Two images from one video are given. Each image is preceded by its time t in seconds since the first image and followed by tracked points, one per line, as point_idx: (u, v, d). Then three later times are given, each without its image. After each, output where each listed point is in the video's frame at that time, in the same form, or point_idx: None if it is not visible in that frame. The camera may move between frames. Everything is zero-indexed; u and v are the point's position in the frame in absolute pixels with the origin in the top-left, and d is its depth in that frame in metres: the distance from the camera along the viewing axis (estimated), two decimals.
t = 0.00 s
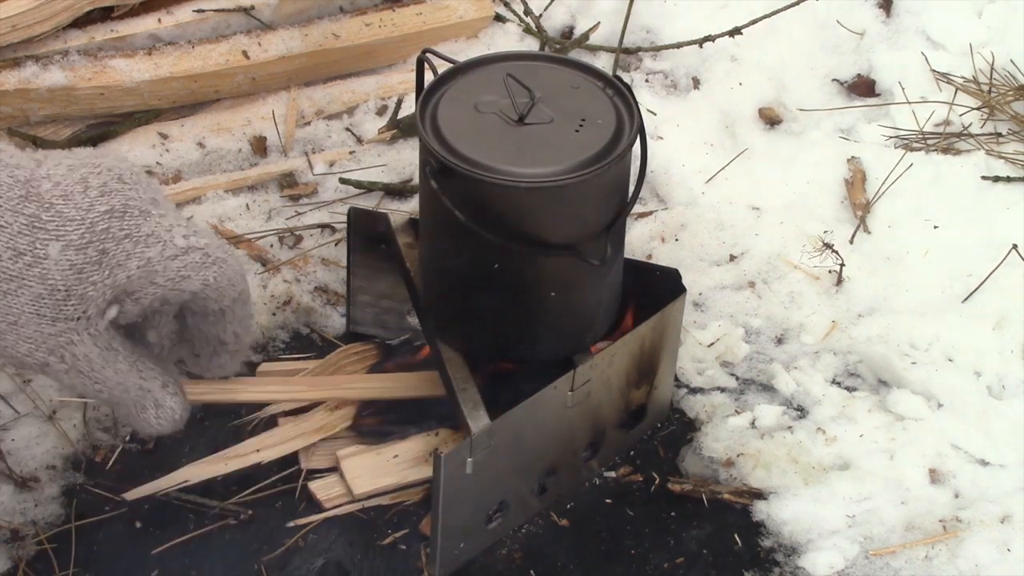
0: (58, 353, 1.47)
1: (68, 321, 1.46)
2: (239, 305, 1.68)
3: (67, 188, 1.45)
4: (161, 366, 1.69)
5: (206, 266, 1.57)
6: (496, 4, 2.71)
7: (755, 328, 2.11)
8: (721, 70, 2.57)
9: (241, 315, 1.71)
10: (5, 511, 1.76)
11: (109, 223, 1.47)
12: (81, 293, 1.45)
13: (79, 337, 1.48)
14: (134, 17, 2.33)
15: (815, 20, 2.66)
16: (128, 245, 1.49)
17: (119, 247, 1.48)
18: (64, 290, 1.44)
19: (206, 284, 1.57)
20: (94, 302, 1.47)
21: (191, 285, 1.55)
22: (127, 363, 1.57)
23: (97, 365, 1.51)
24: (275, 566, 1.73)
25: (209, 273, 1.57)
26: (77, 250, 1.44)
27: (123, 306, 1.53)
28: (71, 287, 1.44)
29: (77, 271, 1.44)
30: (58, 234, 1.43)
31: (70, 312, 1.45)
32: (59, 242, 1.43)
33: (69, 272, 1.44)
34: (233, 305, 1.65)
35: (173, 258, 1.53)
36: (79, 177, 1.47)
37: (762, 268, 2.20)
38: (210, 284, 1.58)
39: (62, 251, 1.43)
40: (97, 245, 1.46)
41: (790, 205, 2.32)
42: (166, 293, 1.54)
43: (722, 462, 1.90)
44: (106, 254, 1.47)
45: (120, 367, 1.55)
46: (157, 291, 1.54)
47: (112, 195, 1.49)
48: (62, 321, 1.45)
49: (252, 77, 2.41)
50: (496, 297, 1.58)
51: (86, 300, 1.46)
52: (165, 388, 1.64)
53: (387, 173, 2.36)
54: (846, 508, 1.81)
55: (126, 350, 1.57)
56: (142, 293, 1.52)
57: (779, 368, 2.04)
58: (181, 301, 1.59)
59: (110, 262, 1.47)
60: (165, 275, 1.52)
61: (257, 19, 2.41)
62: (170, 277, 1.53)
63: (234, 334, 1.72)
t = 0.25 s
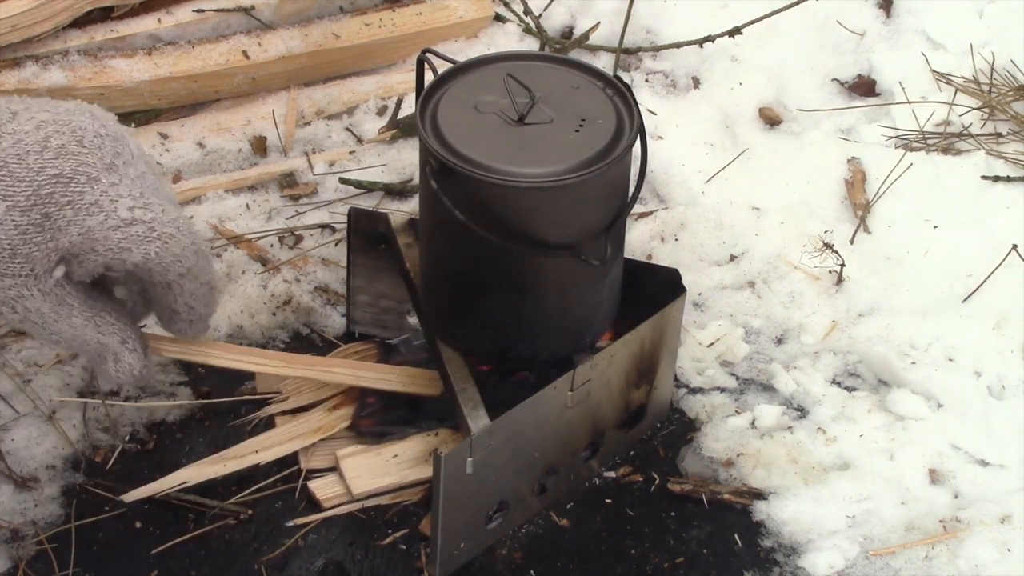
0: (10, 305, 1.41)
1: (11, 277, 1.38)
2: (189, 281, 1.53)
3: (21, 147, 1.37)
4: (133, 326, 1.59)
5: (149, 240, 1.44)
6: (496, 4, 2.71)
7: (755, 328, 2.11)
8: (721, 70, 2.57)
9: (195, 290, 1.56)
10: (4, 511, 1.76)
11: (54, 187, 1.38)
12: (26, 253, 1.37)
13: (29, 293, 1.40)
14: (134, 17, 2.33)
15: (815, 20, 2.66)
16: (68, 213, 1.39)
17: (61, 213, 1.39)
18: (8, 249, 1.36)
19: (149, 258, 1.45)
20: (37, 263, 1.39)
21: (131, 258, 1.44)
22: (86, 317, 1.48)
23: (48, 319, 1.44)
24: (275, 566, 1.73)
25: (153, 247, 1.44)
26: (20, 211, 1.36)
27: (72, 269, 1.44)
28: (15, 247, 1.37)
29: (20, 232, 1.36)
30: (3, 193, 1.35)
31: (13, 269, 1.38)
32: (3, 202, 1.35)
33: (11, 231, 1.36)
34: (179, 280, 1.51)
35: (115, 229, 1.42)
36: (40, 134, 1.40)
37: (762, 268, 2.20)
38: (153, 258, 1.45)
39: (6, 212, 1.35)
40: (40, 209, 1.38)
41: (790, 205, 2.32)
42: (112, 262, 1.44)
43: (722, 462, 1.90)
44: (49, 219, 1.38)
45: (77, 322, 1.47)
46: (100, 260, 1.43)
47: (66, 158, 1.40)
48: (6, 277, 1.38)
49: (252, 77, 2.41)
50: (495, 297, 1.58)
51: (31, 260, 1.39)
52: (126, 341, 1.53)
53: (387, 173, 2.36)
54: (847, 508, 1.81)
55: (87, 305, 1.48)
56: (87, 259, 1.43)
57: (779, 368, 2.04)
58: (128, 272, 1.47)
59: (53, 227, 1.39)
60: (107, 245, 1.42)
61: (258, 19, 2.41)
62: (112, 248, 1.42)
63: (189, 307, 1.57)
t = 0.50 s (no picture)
0: (19, 308, 1.51)
1: (12, 285, 1.47)
2: (179, 285, 1.58)
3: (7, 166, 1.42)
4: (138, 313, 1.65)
5: (136, 254, 1.50)
6: (496, 4, 2.71)
7: (755, 328, 2.11)
8: (721, 70, 2.57)
9: (188, 291, 1.61)
10: (4, 511, 1.76)
11: (41, 206, 1.44)
12: (22, 265, 1.46)
13: (32, 297, 1.49)
14: (134, 17, 2.33)
15: (815, 20, 2.66)
16: (57, 231, 1.45)
17: (50, 231, 1.45)
18: (5, 263, 1.45)
19: (137, 270, 1.50)
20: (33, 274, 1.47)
21: (120, 270, 1.50)
22: (90, 313, 1.56)
23: (55, 317, 1.53)
24: (275, 566, 1.73)
25: (139, 260, 1.50)
26: (11, 229, 1.43)
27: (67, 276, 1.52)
28: (11, 261, 1.45)
29: (14, 249, 1.44)
30: None
31: (14, 279, 1.46)
32: None
33: (5, 249, 1.43)
34: (171, 285, 1.56)
35: (102, 245, 1.47)
36: (26, 151, 1.44)
37: (762, 268, 2.20)
38: (141, 270, 1.51)
39: None
40: (30, 227, 1.44)
41: (790, 205, 2.32)
42: (101, 273, 1.50)
43: (722, 462, 1.90)
44: (39, 236, 1.45)
45: (83, 319, 1.55)
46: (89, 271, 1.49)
47: (52, 176, 1.45)
48: (8, 286, 1.47)
49: (252, 77, 2.41)
50: (495, 297, 1.58)
51: (28, 271, 1.47)
52: (132, 334, 1.61)
53: (387, 173, 2.36)
54: (846, 508, 1.81)
55: (89, 302, 1.56)
56: (81, 269, 1.50)
57: (779, 368, 2.04)
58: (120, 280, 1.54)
59: (43, 243, 1.46)
60: (94, 259, 1.48)
61: (257, 19, 2.41)
62: (99, 263, 1.48)
63: (186, 305, 1.64)
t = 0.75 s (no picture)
0: (16, 302, 1.48)
1: (16, 273, 1.46)
2: (187, 284, 1.63)
3: (22, 158, 1.49)
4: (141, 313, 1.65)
5: (149, 247, 1.55)
6: (496, 5, 2.71)
7: (755, 328, 2.11)
8: (721, 70, 2.57)
9: (194, 293, 1.66)
10: (5, 511, 1.76)
11: (59, 193, 1.49)
12: (29, 249, 1.46)
13: (32, 286, 1.48)
14: (134, 17, 2.33)
15: (815, 20, 2.66)
16: (76, 213, 1.50)
17: (67, 213, 1.49)
18: (12, 246, 1.45)
19: (150, 262, 1.55)
20: (40, 257, 1.48)
21: (133, 262, 1.54)
22: (92, 302, 1.54)
23: (56, 307, 1.51)
24: (275, 566, 1.73)
25: (152, 252, 1.55)
26: (26, 211, 1.46)
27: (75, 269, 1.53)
28: (18, 244, 1.46)
29: (25, 230, 1.46)
30: (10, 198, 1.46)
31: (18, 264, 1.46)
32: (10, 204, 1.46)
33: (16, 231, 1.45)
34: (179, 284, 1.61)
35: (118, 234, 1.53)
36: (37, 147, 1.51)
37: (762, 268, 2.20)
38: (152, 264, 1.56)
39: (12, 212, 1.45)
40: (45, 210, 1.48)
41: (790, 205, 2.32)
42: (113, 265, 1.54)
43: (722, 462, 1.90)
44: (54, 219, 1.48)
45: (84, 308, 1.53)
46: (101, 262, 1.53)
47: (68, 167, 1.52)
48: (11, 272, 1.46)
49: (252, 77, 2.41)
50: (495, 297, 1.58)
51: (34, 257, 1.47)
52: (135, 326, 1.59)
53: (388, 173, 2.36)
54: (846, 508, 1.81)
55: (91, 294, 1.55)
56: (90, 260, 1.52)
57: (779, 368, 2.04)
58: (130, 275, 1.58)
59: (58, 226, 1.49)
60: (109, 247, 1.52)
61: (257, 19, 2.41)
62: (114, 250, 1.52)
63: (191, 309, 1.68)
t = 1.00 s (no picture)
0: (77, 320, 1.56)
1: (82, 292, 1.52)
2: (240, 271, 1.73)
3: (73, 169, 1.47)
4: (170, 336, 1.75)
5: (207, 240, 1.62)
6: (496, 4, 2.71)
7: (755, 328, 2.11)
8: (721, 70, 2.57)
9: (247, 276, 1.76)
10: (5, 511, 1.76)
11: (116, 202, 1.50)
12: (94, 266, 1.51)
13: (94, 306, 1.55)
14: (134, 17, 2.33)
15: (815, 21, 2.66)
16: (134, 222, 1.53)
17: (126, 223, 1.52)
18: (78, 265, 1.50)
19: (209, 256, 1.63)
20: (105, 274, 1.53)
21: (192, 257, 1.62)
22: (140, 329, 1.64)
23: (110, 331, 1.60)
24: (275, 566, 1.73)
25: (211, 246, 1.62)
26: (87, 227, 1.48)
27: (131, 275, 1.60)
28: (83, 261, 1.50)
29: (89, 247, 1.49)
30: (69, 212, 1.47)
31: (84, 283, 1.52)
32: (71, 221, 1.47)
33: (82, 248, 1.49)
34: (234, 271, 1.71)
35: (178, 233, 1.58)
36: (81, 156, 1.49)
37: (762, 269, 2.20)
38: (212, 255, 1.64)
39: (74, 230, 1.47)
40: (105, 223, 1.50)
41: (790, 205, 2.32)
42: (172, 263, 1.61)
43: (722, 462, 1.90)
44: (114, 231, 1.51)
45: (134, 335, 1.63)
46: (161, 262, 1.59)
47: (117, 173, 1.51)
48: (77, 294, 1.52)
49: (252, 77, 2.41)
50: (495, 297, 1.58)
51: (98, 276, 1.52)
52: (174, 364, 1.71)
53: (387, 173, 2.36)
54: (846, 509, 1.81)
55: (141, 318, 1.64)
56: (150, 265, 1.59)
57: (779, 368, 2.04)
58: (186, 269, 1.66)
59: (119, 238, 1.52)
60: (170, 249, 1.58)
61: (257, 19, 2.41)
62: (175, 251, 1.59)
63: (244, 293, 1.79)
